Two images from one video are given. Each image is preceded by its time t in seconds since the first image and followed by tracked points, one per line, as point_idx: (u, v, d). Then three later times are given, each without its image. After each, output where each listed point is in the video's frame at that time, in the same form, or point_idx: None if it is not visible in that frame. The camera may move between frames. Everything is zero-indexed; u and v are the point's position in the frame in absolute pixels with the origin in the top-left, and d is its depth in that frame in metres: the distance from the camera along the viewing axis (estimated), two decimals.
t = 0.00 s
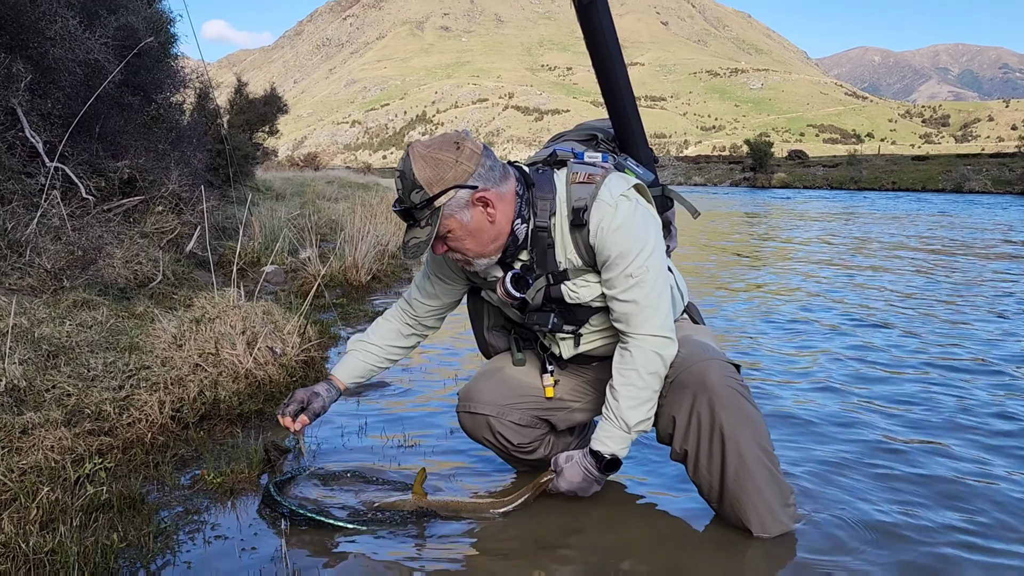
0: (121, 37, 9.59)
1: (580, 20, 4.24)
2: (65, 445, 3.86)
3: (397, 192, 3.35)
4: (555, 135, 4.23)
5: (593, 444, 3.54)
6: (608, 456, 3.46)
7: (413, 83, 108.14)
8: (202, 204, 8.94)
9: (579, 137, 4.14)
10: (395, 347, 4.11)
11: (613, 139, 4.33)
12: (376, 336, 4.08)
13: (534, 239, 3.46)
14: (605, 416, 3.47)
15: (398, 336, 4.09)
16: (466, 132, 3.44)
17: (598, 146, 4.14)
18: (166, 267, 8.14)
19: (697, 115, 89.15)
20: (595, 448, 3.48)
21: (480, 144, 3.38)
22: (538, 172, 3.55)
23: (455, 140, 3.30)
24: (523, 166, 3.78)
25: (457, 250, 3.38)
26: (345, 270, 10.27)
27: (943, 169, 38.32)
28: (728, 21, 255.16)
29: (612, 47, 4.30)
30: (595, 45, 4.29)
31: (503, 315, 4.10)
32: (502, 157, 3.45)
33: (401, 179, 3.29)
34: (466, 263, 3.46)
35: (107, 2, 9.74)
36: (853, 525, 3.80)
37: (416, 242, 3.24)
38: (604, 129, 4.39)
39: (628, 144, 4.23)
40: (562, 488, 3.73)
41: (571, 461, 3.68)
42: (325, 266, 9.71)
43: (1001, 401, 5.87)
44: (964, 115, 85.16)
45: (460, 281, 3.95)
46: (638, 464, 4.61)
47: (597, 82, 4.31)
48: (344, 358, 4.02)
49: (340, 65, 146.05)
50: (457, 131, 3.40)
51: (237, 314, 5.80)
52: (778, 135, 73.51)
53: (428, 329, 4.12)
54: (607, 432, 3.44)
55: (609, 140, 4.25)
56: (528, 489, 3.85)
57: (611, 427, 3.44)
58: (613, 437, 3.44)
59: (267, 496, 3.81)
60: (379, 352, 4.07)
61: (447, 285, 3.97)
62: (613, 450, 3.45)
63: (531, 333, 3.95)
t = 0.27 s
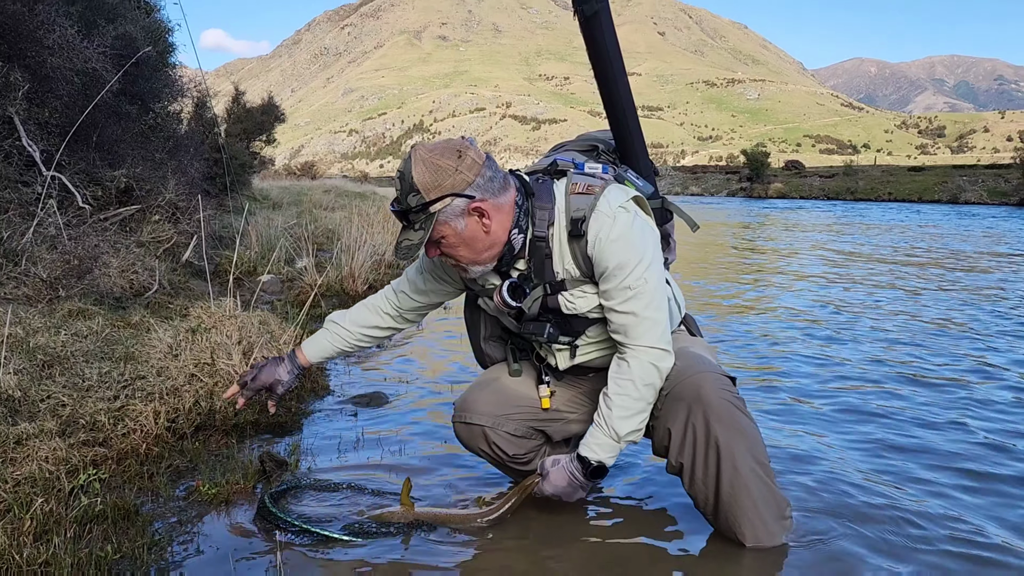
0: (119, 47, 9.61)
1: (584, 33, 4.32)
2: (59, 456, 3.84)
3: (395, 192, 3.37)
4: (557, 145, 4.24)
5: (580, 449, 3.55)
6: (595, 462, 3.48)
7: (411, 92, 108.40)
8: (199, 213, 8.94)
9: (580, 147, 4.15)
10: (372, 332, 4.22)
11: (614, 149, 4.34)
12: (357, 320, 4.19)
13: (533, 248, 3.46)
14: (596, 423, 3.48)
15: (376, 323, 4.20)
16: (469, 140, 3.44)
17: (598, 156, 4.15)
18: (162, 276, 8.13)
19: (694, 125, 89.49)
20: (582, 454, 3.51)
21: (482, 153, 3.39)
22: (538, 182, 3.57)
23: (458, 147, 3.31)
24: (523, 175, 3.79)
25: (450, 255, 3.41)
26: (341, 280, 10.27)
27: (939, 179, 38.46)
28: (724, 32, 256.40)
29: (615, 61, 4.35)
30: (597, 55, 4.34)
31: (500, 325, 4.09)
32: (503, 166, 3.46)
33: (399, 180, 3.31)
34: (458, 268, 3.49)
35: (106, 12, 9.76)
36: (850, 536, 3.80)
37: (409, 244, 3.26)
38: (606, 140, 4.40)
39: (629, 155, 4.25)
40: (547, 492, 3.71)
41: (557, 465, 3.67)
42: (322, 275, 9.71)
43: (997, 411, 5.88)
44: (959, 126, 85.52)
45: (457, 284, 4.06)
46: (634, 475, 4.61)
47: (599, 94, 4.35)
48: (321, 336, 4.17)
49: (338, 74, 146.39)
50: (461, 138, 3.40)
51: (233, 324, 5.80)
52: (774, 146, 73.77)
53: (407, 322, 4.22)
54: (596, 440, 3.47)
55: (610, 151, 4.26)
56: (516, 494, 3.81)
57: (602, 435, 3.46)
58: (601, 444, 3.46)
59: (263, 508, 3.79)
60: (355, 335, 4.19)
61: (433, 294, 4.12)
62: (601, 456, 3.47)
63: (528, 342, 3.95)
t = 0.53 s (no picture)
0: (119, 54, 9.63)
1: (583, 45, 4.34)
2: (57, 464, 3.84)
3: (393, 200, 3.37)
4: (557, 155, 4.25)
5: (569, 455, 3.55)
6: (585, 469, 3.46)
7: (409, 100, 108.62)
8: (197, 221, 8.95)
9: (579, 157, 4.17)
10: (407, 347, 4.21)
11: (613, 160, 4.36)
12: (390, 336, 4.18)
13: (529, 258, 3.48)
14: (588, 431, 3.49)
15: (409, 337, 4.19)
16: (466, 147, 3.45)
17: (598, 166, 4.16)
18: (160, 283, 8.12)
19: (692, 133, 89.72)
20: (572, 460, 3.49)
21: (479, 161, 3.39)
22: (535, 192, 3.58)
23: (453, 155, 3.31)
24: (522, 184, 3.80)
25: (448, 263, 3.42)
26: (340, 287, 10.28)
27: (936, 188, 38.56)
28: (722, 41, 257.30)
29: (614, 72, 4.37)
30: (596, 67, 4.36)
31: (497, 334, 4.09)
32: (500, 175, 3.47)
33: (397, 188, 3.32)
34: (457, 276, 3.49)
35: (106, 19, 9.78)
36: (847, 545, 3.79)
37: (407, 252, 3.27)
38: (605, 150, 4.42)
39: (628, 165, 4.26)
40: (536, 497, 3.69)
41: (546, 471, 3.66)
42: (320, 283, 9.71)
43: (994, 420, 5.89)
44: (957, 135, 85.78)
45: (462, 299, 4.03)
46: (632, 485, 4.61)
47: (598, 104, 4.37)
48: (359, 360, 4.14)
49: (337, 81, 146.71)
50: (458, 145, 3.40)
51: (231, 332, 5.79)
52: (772, 154, 73.96)
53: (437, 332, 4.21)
54: (586, 447, 3.46)
55: (608, 161, 4.28)
56: (505, 499, 3.79)
57: (593, 443, 3.45)
58: (592, 452, 3.45)
59: (259, 518, 3.79)
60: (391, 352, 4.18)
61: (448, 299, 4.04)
62: (591, 463, 3.45)
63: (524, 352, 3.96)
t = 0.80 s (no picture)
0: (120, 56, 9.61)
1: (581, 50, 4.32)
2: (57, 467, 3.83)
3: (393, 207, 3.38)
4: (556, 159, 4.25)
5: (568, 456, 3.55)
6: (584, 470, 3.47)
7: (410, 102, 108.66)
8: (197, 223, 8.95)
9: (579, 162, 4.16)
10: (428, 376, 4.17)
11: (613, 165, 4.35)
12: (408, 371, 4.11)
13: (529, 262, 3.48)
14: (586, 432, 3.49)
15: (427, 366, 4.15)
16: (464, 151, 3.45)
17: (598, 171, 4.17)
18: (160, 285, 8.11)
19: (692, 136, 89.83)
20: (571, 461, 3.49)
21: (477, 164, 3.40)
22: (534, 196, 3.58)
23: (450, 159, 3.32)
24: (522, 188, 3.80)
25: (449, 267, 3.40)
26: (340, 289, 10.28)
27: (936, 191, 38.58)
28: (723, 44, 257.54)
29: (612, 75, 4.37)
30: (595, 71, 4.35)
31: (498, 337, 4.09)
32: (499, 178, 3.47)
33: (396, 195, 3.32)
34: (458, 281, 3.48)
35: (106, 21, 9.77)
36: (847, 551, 3.80)
37: (409, 258, 3.25)
38: (605, 155, 4.42)
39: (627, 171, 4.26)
40: (534, 495, 3.74)
41: (545, 470, 3.68)
42: (320, 285, 9.72)
43: (995, 424, 5.89)
44: (957, 138, 85.85)
45: (460, 302, 4.02)
46: (632, 489, 4.60)
47: (597, 108, 4.38)
48: (384, 400, 4.04)
49: (338, 83, 146.83)
50: (454, 149, 3.41)
51: (231, 334, 5.79)
52: (772, 157, 74.01)
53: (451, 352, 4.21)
54: (585, 448, 3.46)
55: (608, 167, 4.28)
56: (505, 497, 3.85)
57: (591, 444, 3.45)
58: (591, 453, 3.45)
59: (260, 521, 3.78)
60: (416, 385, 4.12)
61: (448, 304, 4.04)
62: (589, 465, 3.46)
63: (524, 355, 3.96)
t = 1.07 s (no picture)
0: (120, 54, 9.60)
1: (590, 46, 4.33)
2: (58, 463, 3.83)
3: (402, 197, 3.37)
4: (562, 156, 4.26)
5: (568, 451, 3.55)
6: (584, 465, 3.47)
7: (410, 100, 108.60)
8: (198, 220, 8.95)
9: (585, 159, 4.17)
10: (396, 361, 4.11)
11: (619, 162, 4.36)
12: (379, 350, 4.05)
13: (535, 256, 3.48)
14: (588, 426, 3.49)
15: (398, 350, 4.09)
16: (475, 144, 3.46)
17: (603, 169, 4.18)
18: (161, 283, 8.11)
19: (693, 134, 89.80)
20: (572, 456, 3.49)
21: (488, 157, 3.41)
22: (542, 191, 3.58)
23: (462, 150, 3.33)
24: (529, 184, 3.80)
25: (457, 259, 3.39)
26: (340, 287, 10.29)
27: (937, 190, 38.56)
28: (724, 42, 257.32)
29: (620, 72, 4.37)
30: (603, 68, 4.35)
31: (501, 333, 4.10)
32: (509, 172, 3.48)
33: (406, 184, 3.32)
34: (465, 273, 3.47)
35: (108, 18, 9.74)
36: (849, 548, 3.80)
37: (416, 248, 3.24)
38: (610, 153, 4.42)
39: (633, 169, 4.28)
40: (534, 491, 3.71)
41: (545, 465, 3.67)
42: (321, 283, 9.72)
43: (997, 422, 5.89)
44: (958, 137, 85.79)
45: (462, 298, 4.02)
46: (634, 486, 4.60)
47: (604, 104, 4.38)
48: (345, 373, 3.97)
49: (339, 81, 146.80)
50: (466, 142, 3.42)
51: (233, 332, 5.79)
52: (773, 155, 73.97)
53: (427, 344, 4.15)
54: (586, 443, 3.46)
55: (614, 164, 4.28)
56: (503, 493, 3.79)
57: (593, 439, 3.45)
58: (592, 448, 3.45)
59: (259, 519, 3.78)
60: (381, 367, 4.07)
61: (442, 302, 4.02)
62: (590, 460, 3.46)
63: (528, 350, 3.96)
